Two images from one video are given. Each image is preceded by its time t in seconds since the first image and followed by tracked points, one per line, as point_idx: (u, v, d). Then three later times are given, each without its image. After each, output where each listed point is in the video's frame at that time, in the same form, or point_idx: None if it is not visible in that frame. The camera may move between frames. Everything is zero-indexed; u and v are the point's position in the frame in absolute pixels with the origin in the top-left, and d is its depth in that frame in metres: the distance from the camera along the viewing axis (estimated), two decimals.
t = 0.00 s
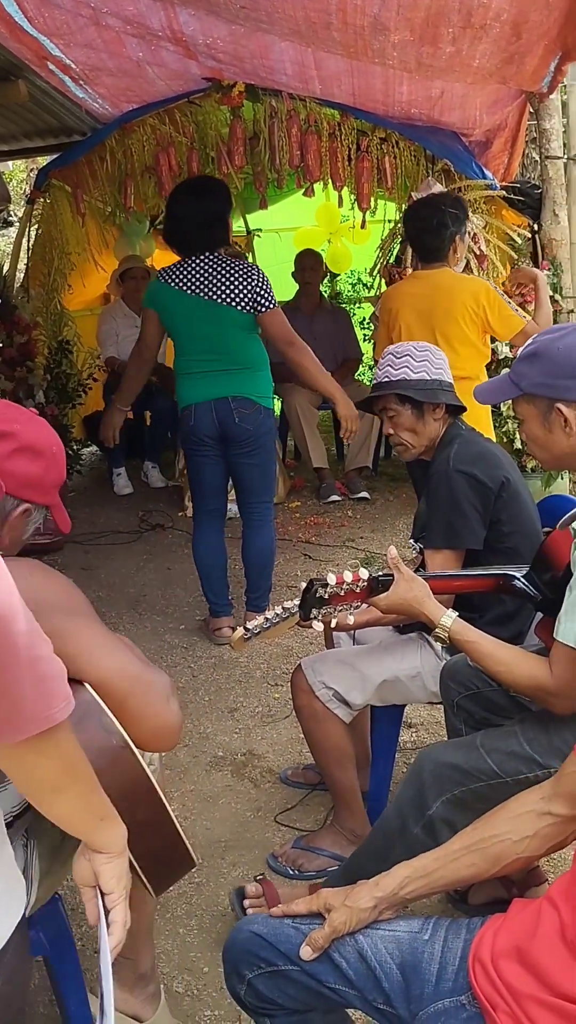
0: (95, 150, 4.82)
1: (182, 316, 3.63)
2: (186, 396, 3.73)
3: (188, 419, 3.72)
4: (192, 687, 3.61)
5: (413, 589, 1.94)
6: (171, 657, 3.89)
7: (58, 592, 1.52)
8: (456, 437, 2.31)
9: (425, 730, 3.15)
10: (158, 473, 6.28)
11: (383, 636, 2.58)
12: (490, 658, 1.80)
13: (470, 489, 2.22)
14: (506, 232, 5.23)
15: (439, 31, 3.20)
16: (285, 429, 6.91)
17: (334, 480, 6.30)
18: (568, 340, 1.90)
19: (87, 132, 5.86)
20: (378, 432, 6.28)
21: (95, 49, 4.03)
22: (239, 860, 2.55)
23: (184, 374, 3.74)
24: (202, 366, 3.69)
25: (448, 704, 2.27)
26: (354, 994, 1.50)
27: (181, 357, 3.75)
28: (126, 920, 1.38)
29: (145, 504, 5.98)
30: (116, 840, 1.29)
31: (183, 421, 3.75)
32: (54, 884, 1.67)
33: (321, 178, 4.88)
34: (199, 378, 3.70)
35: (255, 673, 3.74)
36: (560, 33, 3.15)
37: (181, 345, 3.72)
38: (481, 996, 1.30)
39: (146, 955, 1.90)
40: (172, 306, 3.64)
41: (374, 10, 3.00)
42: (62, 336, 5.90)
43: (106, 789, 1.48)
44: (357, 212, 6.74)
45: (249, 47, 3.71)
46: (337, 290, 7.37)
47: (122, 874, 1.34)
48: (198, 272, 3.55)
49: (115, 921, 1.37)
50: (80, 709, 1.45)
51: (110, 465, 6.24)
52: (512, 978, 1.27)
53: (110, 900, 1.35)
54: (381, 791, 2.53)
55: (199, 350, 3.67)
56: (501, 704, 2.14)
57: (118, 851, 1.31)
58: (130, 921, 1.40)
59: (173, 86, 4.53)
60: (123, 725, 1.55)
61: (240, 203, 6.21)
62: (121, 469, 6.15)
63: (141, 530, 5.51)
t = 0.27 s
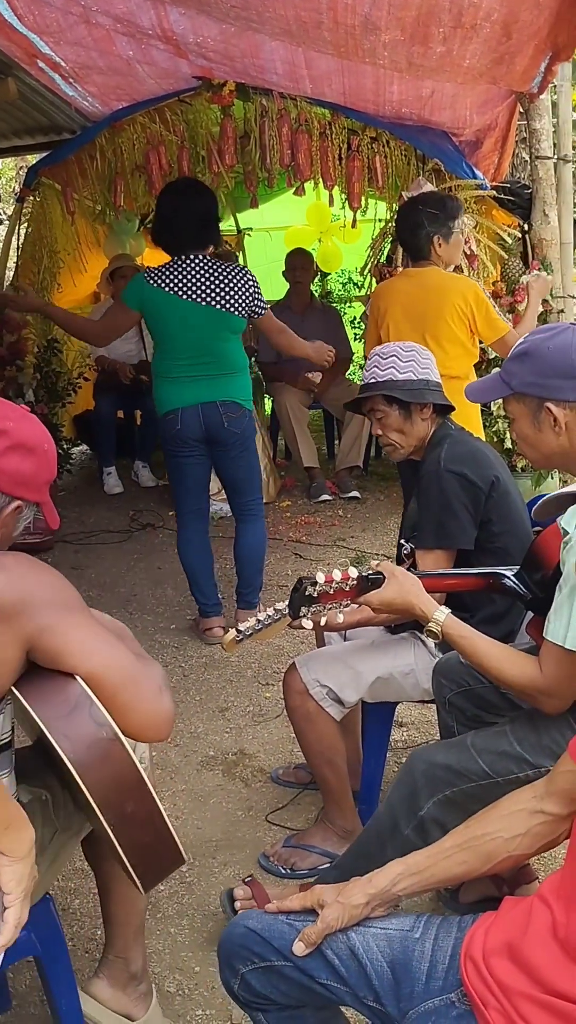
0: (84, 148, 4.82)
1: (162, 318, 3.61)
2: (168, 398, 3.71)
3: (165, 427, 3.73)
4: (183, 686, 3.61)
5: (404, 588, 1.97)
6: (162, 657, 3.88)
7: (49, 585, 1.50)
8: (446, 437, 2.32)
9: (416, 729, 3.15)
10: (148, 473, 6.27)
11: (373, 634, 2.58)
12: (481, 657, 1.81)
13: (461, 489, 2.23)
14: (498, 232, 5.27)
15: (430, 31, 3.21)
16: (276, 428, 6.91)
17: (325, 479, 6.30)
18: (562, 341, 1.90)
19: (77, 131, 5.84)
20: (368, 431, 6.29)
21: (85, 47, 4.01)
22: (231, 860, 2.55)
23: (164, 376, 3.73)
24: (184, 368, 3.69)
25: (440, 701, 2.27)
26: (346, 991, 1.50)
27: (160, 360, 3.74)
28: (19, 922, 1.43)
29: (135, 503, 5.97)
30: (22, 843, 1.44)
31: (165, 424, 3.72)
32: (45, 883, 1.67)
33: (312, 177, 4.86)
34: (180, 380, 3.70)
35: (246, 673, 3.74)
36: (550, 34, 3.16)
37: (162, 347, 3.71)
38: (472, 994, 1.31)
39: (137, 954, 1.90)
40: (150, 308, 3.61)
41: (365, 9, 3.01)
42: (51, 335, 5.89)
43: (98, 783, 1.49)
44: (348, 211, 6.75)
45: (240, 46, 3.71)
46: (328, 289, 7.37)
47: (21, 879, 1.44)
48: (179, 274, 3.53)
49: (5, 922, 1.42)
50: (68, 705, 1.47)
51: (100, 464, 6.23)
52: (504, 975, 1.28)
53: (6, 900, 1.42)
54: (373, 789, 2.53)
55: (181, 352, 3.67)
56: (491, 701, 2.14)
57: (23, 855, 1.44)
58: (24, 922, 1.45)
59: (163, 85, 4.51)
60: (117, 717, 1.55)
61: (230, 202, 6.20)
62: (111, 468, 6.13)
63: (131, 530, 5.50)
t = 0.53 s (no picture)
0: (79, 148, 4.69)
1: (160, 321, 3.59)
2: (161, 400, 3.69)
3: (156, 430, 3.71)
4: (179, 686, 3.61)
5: (394, 592, 1.94)
6: (157, 657, 3.87)
7: (44, 589, 1.50)
8: (441, 438, 2.31)
9: (412, 729, 3.15)
10: (143, 473, 6.26)
11: (367, 635, 2.59)
12: (476, 657, 1.80)
13: (457, 490, 2.23)
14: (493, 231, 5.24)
15: (425, 31, 3.21)
16: (271, 428, 6.92)
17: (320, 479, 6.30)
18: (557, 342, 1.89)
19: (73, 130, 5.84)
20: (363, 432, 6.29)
21: (80, 46, 4.00)
22: (227, 860, 2.55)
23: (156, 377, 3.71)
24: (179, 370, 3.69)
25: (436, 700, 2.28)
26: (341, 990, 1.50)
27: (152, 361, 3.72)
28: None
29: (130, 503, 5.96)
30: None
31: (158, 426, 3.70)
32: (39, 883, 1.66)
33: (307, 177, 4.87)
34: (175, 382, 3.69)
35: (242, 673, 3.73)
36: (545, 34, 3.16)
37: (155, 348, 3.68)
38: (468, 993, 1.31)
39: (133, 954, 1.90)
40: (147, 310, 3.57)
41: (360, 9, 3.01)
42: (47, 334, 5.90)
43: (93, 785, 1.47)
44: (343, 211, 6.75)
45: (236, 46, 3.71)
46: (323, 289, 7.37)
47: None
48: (179, 278, 3.54)
49: None
50: (64, 707, 1.46)
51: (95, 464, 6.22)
52: (499, 973, 1.28)
53: None
54: (369, 788, 2.54)
55: (177, 355, 3.67)
56: (487, 701, 2.15)
57: None
58: None
59: (159, 84, 4.51)
60: (111, 719, 1.54)
61: (225, 202, 6.20)
62: (107, 468, 6.12)
63: (126, 530, 5.49)
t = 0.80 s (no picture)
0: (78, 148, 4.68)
1: (164, 317, 3.60)
2: (164, 398, 3.69)
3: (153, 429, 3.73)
4: (179, 686, 3.61)
5: (396, 593, 1.95)
6: (157, 657, 3.88)
7: (46, 592, 1.51)
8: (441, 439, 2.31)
9: (412, 730, 3.16)
10: (143, 473, 6.27)
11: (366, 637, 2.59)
12: (476, 659, 1.81)
13: (456, 490, 2.23)
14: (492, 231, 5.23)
15: (424, 31, 3.21)
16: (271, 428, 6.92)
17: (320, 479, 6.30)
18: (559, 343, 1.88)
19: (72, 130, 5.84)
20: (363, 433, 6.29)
21: (79, 46, 4.00)
22: (227, 860, 2.55)
23: (153, 375, 3.71)
24: (179, 367, 3.71)
25: (436, 701, 2.28)
26: (342, 991, 1.50)
27: (151, 359, 3.72)
28: None
29: (130, 503, 5.96)
30: None
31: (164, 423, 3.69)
32: (39, 886, 1.66)
33: (307, 177, 4.87)
34: (179, 378, 3.71)
35: (242, 673, 3.73)
36: (544, 35, 3.17)
37: (157, 346, 3.69)
38: (468, 994, 1.31)
39: (134, 955, 1.90)
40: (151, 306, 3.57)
41: (360, 9, 3.01)
42: (47, 335, 5.89)
43: (92, 787, 1.47)
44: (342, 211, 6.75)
45: (235, 46, 3.70)
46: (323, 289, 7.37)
47: None
48: (181, 274, 3.56)
49: None
50: (65, 709, 1.46)
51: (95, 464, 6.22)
52: (499, 974, 1.28)
53: None
54: (369, 788, 2.55)
55: (179, 351, 3.69)
56: (487, 701, 2.15)
57: None
58: None
59: (158, 84, 4.51)
60: (111, 722, 1.54)
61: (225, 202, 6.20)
62: (106, 468, 6.12)
63: (126, 530, 5.49)
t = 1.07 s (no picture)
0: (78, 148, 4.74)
1: (164, 318, 3.60)
2: (161, 398, 3.70)
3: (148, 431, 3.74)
4: (179, 687, 3.61)
5: (395, 594, 1.96)
6: (157, 657, 3.88)
7: (49, 591, 1.51)
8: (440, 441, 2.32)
9: (412, 730, 3.16)
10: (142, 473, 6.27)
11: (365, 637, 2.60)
12: (475, 660, 1.81)
13: (455, 492, 2.23)
14: (492, 231, 5.22)
15: (424, 32, 3.21)
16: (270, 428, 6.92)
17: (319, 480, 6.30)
18: (549, 352, 1.95)
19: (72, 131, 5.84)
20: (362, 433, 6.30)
21: (79, 47, 4.00)
22: (227, 861, 2.55)
23: (140, 376, 3.71)
24: (174, 368, 3.73)
25: (436, 701, 2.28)
26: (342, 992, 1.51)
27: (144, 360, 3.70)
28: None
29: (129, 503, 5.96)
30: None
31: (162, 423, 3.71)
32: (40, 886, 1.66)
33: (306, 177, 4.87)
34: (175, 380, 3.73)
35: (242, 673, 3.74)
36: (543, 36, 3.18)
37: (151, 347, 3.68)
38: (470, 994, 1.31)
39: (135, 955, 1.90)
40: (151, 307, 3.57)
41: (359, 10, 3.01)
42: (46, 335, 5.90)
43: (93, 786, 1.48)
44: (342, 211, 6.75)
45: (234, 46, 3.70)
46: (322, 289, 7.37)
47: None
48: (179, 276, 3.59)
49: None
50: (66, 708, 1.47)
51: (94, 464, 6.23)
52: (501, 974, 1.28)
53: None
54: (369, 789, 2.55)
55: (174, 352, 3.70)
56: (487, 702, 2.15)
57: None
58: None
59: (157, 85, 4.50)
60: (114, 721, 1.55)
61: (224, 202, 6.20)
62: (105, 468, 6.13)
63: (125, 530, 5.49)
